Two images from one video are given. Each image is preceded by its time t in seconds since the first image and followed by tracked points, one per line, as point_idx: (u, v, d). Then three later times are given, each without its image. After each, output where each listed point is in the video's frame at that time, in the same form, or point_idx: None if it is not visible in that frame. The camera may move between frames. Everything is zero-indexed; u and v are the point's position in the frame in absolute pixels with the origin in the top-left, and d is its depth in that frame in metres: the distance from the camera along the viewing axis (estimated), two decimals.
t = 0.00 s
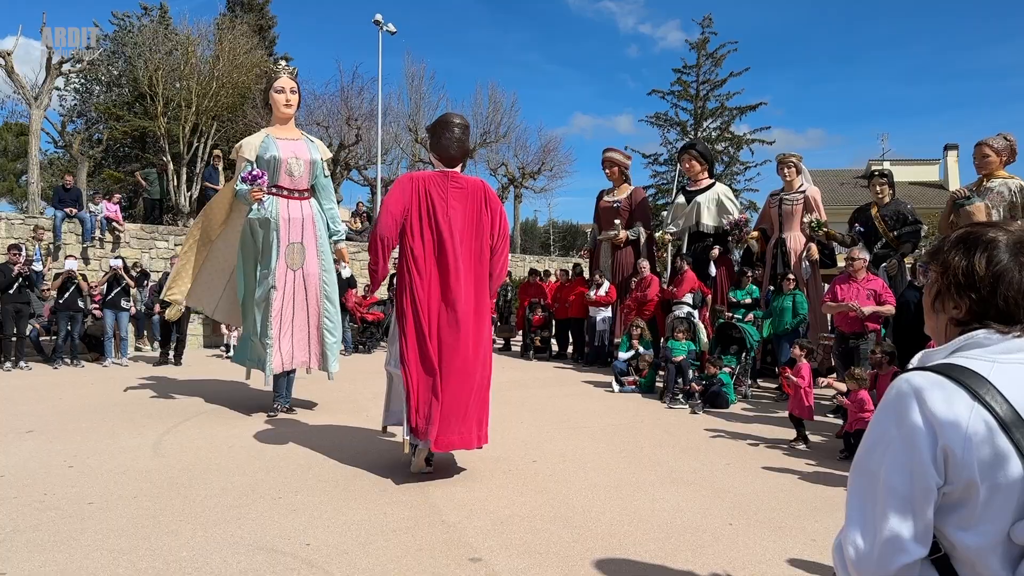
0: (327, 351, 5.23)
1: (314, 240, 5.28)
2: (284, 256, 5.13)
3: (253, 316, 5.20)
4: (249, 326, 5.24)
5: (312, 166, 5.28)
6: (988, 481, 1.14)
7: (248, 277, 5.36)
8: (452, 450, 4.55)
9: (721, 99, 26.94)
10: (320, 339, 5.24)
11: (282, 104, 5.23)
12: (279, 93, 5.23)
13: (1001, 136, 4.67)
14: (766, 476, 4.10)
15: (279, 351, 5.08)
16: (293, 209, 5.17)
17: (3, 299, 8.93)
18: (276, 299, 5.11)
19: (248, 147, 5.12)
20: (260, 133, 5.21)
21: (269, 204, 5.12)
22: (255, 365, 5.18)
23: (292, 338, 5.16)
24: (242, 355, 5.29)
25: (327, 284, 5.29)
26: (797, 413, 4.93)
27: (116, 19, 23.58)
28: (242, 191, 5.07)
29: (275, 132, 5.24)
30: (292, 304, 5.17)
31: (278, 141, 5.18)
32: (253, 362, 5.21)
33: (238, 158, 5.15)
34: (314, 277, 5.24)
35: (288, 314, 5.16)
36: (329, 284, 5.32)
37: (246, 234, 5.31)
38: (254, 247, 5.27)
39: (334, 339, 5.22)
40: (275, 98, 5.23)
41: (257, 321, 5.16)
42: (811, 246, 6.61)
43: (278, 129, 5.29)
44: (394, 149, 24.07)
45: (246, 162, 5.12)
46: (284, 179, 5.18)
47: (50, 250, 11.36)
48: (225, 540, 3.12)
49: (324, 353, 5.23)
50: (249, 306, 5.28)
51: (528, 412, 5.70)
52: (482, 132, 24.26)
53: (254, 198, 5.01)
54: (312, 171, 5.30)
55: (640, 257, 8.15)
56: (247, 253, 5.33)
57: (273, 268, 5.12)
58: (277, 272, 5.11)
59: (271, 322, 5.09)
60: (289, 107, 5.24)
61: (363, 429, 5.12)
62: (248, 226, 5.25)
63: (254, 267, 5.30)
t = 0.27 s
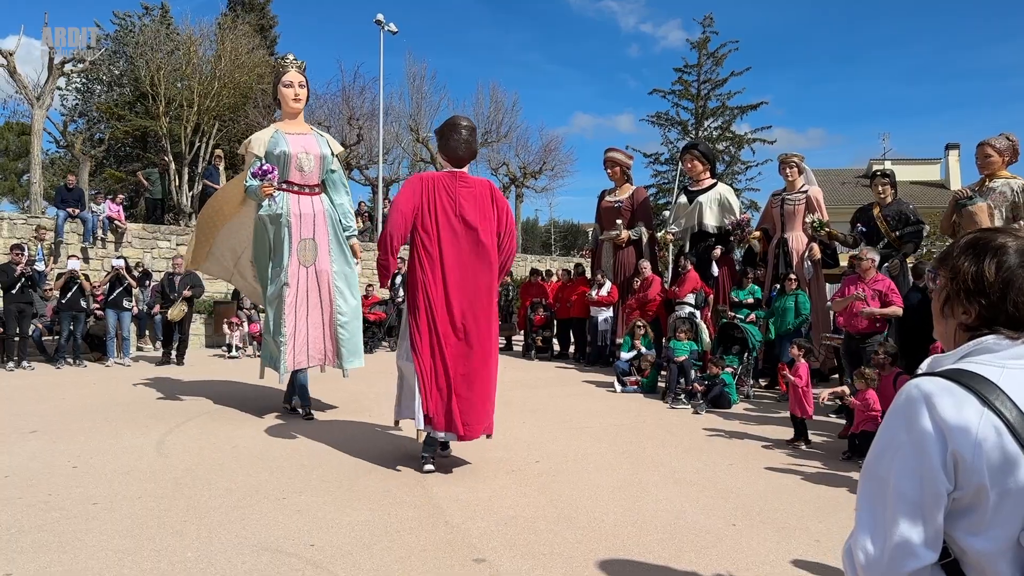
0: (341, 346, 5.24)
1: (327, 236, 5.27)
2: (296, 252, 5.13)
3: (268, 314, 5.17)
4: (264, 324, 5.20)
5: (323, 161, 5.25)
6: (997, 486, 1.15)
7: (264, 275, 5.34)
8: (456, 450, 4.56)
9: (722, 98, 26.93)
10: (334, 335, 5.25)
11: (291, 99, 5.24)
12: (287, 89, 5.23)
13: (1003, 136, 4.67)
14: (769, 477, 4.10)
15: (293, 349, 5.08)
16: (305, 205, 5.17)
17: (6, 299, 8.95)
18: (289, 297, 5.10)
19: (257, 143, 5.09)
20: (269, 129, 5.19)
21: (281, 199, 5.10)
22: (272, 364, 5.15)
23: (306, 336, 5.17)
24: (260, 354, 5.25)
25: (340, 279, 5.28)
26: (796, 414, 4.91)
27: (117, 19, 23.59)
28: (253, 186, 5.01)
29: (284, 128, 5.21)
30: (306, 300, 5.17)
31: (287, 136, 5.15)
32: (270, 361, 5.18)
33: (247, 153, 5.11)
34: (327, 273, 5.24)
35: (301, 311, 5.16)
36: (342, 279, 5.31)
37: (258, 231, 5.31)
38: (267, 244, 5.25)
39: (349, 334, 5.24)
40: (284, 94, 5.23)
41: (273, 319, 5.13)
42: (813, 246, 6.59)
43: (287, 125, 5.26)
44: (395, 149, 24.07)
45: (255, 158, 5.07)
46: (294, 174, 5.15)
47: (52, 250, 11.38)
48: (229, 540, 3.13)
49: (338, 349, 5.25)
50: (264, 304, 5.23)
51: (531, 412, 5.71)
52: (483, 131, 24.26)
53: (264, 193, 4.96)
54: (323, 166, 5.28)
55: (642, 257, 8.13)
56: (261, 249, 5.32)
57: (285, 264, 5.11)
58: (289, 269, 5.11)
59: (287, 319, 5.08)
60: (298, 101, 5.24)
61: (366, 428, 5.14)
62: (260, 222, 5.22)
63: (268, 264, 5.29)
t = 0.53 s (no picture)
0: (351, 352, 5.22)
1: (337, 241, 5.28)
2: (307, 257, 5.13)
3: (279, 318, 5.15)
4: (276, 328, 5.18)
5: (334, 165, 5.29)
6: (1001, 489, 1.15)
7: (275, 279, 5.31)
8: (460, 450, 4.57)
9: (725, 97, 26.89)
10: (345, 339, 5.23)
11: (302, 101, 5.27)
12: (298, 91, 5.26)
13: (1006, 136, 4.67)
14: (772, 477, 4.11)
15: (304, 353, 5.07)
16: (315, 210, 5.18)
17: (10, 299, 8.97)
18: (299, 302, 5.09)
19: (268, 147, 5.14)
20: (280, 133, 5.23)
21: (290, 206, 5.12)
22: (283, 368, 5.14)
23: (317, 340, 5.16)
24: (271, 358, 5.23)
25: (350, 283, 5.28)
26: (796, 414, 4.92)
27: (121, 19, 23.63)
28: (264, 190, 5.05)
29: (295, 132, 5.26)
30: (316, 304, 5.16)
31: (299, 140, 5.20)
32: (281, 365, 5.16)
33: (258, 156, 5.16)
34: (337, 277, 5.23)
35: (311, 316, 5.15)
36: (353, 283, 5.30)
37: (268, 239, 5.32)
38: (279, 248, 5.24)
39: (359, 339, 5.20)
40: (296, 95, 5.26)
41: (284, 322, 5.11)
42: (816, 245, 6.61)
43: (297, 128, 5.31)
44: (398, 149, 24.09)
45: (266, 161, 5.13)
46: (305, 179, 5.19)
47: (56, 250, 11.41)
48: (234, 540, 3.14)
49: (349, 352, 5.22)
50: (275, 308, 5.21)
51: (534, 412, 5.72)
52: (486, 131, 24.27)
53: (276, 198, 5.00)
54: (334, 169, 5.31)
55: (645, 257, 8.15)
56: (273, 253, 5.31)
57: (296, 270, 5.10)
58: (300, 274, 5.11)
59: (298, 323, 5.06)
60: (309, 103, 5.29)
61: (368, 427, 5.14)
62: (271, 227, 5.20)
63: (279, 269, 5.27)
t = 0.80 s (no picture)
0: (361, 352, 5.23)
1: (349, 239, 5.29)
2: (321, 256, 5.13)
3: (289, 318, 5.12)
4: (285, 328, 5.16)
5: (347, 160, 5.31)
6: (1004, 492, 1.15)
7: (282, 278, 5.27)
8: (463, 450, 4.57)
9: (729, 97, 26.87)
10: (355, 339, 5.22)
11: (317, 95, 5.29)
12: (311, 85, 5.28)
13: (1012, 136, 4.66)
14: (776, 478, 4.10)
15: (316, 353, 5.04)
16: (330, 207, 5.19)
17: (15, 299, 9.00)
18: (312, 301, 5.08)
19: (282, 140, 5.12)
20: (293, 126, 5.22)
21: (309, 202, 5.10)
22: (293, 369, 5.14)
23: (328, 339, 5.13)
24: (278, 358, 5.22)
25: (361, 283, 5.29)
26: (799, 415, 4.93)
27: (126, 20, 23.69)
28: (278, 184, 5.06)
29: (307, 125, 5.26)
30: (330, 305, 5.15)
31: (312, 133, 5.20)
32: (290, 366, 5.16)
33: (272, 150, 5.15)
34: (349, 277, 5.23)
35: (323, 314, 5.12)
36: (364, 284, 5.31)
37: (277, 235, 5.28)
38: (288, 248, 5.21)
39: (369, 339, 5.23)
40: (311, 89, 5.29)
41: (294, 323, 5.08)
42: (820, 245, 6.62)
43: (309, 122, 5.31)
44: (402, 149, 24.13)
45: (280, 155, 5.11)
46: (320, 173, 5.19)
47: (61, 250, 11.44)
48: (238, 540, 3.14)
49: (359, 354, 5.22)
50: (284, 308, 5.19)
51: (538, 412, 5.72)
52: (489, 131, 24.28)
53: (295, 194, 4.97)
54: (347, 165, 5.34)
55: (649, 257, 8.13)
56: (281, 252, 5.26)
57: (309, 268, 5.09)
58: (313, 272, 5.09)
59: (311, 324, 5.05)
60: (324, 97, 5.30)
61: (371, 427, 5.15)
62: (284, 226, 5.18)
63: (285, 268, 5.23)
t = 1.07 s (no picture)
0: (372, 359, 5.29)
1: (365, 244, 5.26)
2: (341, 262, 5.11)
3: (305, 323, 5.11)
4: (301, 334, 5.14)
5: (365, 166, 5.32)
6: (1004, 495, 1.16)
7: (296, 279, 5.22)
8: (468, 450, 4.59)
9: (735, 97, 26.82)
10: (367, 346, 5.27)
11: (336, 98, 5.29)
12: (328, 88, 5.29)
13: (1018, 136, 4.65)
14: (780, 479, 4.10)
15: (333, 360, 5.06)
16: (349, 212, 5.15)
17: (22, 299, 9.04)
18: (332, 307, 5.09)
19: (301, 143, 5.11)
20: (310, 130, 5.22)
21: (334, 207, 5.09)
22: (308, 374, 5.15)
23: (344, 347, 5.16)
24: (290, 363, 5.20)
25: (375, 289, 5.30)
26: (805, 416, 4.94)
27: (132, 21, 23.75)
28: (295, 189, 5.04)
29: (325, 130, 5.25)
30: (348, 311, 5.15)
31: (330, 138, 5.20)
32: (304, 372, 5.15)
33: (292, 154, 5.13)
34: (364, 286, 5.22)
35: (340, 321, 5.14)
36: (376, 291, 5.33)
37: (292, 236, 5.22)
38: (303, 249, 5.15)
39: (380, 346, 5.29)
40: (330, 92, 5.29)
41: (312, 329, 5.08)
42: (826, 245, 6.61)
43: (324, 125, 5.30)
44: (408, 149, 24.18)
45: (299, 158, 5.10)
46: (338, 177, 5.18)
47: (68, 251, 11.49)
48: (244, 540, 3.16)
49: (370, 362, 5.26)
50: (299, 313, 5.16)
51: (542, 413, 5.74)
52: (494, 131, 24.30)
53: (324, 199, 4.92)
54: (364, 171, 5.34)
55: (654, 257, 8.14)
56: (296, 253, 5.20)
57: (328, 273, 5.07)
58: (333, 278, 5.07)
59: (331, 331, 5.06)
60: (342, 100, 5.31)
61: (380, 426, 5.18)
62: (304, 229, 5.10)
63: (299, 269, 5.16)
